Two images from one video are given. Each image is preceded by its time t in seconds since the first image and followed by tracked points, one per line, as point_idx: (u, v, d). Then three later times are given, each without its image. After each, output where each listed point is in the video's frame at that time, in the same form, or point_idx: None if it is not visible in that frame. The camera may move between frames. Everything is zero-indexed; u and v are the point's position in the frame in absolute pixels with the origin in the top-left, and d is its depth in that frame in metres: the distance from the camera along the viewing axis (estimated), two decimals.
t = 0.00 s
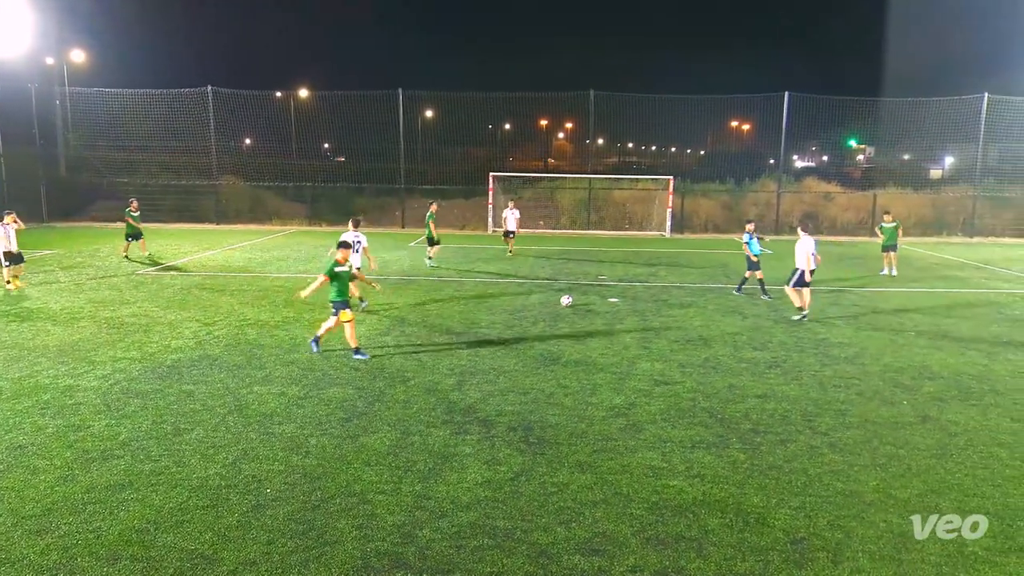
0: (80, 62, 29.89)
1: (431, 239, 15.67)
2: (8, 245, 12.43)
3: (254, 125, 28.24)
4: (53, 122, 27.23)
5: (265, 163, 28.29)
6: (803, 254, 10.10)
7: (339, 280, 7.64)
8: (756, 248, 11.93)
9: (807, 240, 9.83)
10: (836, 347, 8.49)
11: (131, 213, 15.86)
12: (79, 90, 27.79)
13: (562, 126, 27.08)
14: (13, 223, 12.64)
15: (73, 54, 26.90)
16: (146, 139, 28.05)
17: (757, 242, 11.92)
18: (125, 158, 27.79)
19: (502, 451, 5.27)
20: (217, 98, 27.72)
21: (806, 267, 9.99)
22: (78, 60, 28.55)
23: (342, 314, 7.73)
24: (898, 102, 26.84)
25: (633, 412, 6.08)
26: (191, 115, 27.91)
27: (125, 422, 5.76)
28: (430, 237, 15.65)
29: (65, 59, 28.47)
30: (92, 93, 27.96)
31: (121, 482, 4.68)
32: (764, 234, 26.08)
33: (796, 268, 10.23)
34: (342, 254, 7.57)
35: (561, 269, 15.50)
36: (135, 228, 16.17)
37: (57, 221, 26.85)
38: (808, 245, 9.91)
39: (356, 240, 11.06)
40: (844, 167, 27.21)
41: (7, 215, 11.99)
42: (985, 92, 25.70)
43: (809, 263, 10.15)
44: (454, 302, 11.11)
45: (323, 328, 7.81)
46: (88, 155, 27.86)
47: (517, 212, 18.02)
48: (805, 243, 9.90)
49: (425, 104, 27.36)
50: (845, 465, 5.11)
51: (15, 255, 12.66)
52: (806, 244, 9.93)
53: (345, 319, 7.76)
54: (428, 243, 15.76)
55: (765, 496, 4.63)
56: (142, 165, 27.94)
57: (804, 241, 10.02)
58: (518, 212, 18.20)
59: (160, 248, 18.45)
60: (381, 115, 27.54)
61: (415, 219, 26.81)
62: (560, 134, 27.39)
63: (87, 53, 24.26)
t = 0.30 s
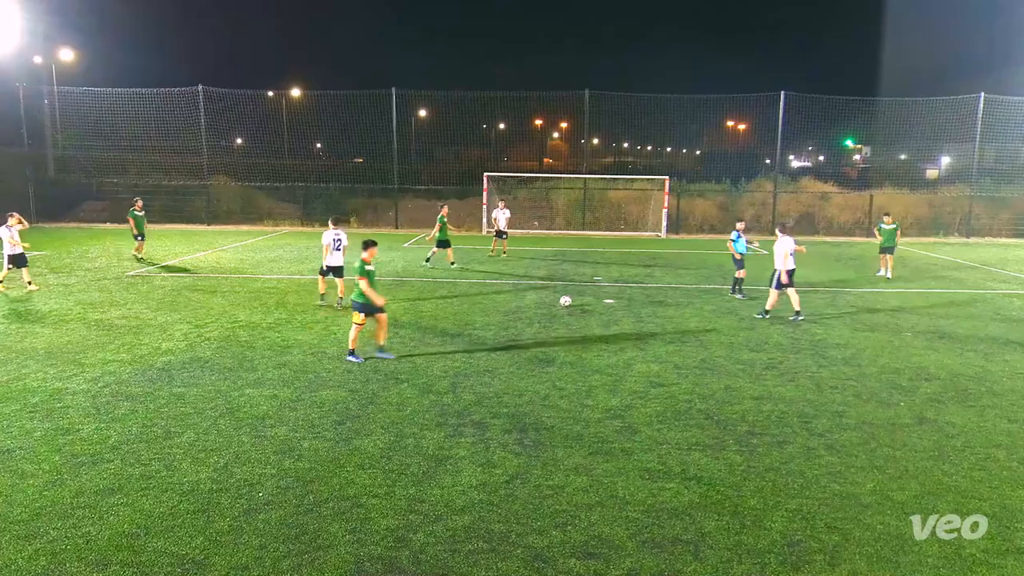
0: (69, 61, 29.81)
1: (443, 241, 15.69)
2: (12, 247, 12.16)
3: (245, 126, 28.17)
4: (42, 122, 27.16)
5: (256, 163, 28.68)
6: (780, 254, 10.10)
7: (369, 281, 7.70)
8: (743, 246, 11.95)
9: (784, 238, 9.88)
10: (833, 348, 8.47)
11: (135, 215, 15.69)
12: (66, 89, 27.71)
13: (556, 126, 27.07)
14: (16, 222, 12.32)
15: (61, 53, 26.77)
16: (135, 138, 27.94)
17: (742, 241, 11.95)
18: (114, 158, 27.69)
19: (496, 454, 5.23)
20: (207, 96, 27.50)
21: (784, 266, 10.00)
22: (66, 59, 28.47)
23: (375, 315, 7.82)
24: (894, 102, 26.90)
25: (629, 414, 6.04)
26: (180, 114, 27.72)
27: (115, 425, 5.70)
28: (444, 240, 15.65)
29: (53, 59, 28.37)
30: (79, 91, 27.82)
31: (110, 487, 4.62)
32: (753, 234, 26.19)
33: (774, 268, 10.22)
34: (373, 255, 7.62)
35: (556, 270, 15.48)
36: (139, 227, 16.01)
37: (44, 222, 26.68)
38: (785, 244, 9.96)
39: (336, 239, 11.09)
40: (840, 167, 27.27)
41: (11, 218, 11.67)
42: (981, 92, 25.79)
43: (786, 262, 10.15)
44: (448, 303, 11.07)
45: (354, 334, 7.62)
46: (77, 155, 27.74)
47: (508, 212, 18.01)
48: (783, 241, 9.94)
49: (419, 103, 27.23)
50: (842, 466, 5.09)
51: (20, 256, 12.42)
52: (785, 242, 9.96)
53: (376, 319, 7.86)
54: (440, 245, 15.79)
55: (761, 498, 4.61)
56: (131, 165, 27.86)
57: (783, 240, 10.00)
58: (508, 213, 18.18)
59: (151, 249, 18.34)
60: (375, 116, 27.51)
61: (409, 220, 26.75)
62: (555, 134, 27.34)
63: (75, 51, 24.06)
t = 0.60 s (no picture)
0: (58, 61, 29.70)
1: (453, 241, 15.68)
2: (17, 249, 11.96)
3: (237, 125, 28.10)
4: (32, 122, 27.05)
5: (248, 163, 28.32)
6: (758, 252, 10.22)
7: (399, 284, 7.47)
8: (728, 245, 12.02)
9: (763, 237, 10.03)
10: (829, 349, 8.48)
11: (140, 216, 15.50)
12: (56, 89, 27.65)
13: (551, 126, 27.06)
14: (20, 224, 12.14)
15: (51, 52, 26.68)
16: (125, 138, 27.86)
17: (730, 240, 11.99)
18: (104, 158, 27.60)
19: (491, 456, 5.19)
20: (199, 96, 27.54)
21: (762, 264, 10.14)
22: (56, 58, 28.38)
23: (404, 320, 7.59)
24: (890, 102, 26.93)
25: (624, 416, 6.02)
26: (171, 114, 27.66)
27: (106, 428, 5.65)
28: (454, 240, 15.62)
29: (42, 58, 28.27)
30: (69, 91, 27.76)
31: (101, 490, 4.57)
32: (745, 235, 26.38)
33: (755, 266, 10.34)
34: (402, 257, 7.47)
35: (551, 270, 15.45)
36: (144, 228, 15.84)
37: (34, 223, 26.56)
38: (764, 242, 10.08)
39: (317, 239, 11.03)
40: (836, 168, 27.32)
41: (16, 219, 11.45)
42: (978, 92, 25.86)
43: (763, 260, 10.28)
44: (442, 304, 11.05)
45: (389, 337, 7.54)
46: (67, 155, 27.64)
47: (497, 212, 17.99)
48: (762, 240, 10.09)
49: (413, 103, 27.29)
50: (838, 467, 5.08)
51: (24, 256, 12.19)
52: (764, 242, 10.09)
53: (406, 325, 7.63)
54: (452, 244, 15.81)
55: (757, 500, 4.59)
56: (122, 164, 27.76)
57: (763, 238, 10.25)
58: (498, 213, 18.17)
59: (142, 249, 18.25)
60: (370, 116, 27.49)
61: (404, 220, 26.71)
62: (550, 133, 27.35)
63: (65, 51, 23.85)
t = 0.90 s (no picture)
0: (48, 59, 29.64)
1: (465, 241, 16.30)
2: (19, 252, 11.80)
3: (229, 125, 28.03)
4: (22, 122, 26.94)
5: (239, 164, 28.11)
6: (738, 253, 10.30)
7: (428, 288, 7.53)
8: (713, 245, 12.10)
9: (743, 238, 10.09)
10: (824, 349, 8.48)
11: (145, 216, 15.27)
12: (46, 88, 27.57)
13: (545, 126, 27.14)
14: (24, 228, 12.01)
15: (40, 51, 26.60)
16: (116, 138, 27.79)
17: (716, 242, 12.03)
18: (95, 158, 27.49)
19: (485, 458, 5.16)
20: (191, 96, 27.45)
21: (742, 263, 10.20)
22: (45, 58, 28.29)
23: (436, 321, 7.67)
24: (885, 102, 27.01)
25: (619, 417, 6.00)
26: (161, 114, 27.56)
27: (96, 431, 5.60)
28: (465, 240, 16.29)
29: (33, 58, 28.20)
30: (59, 90, 27.67)
31: (92, 493, 4.53)
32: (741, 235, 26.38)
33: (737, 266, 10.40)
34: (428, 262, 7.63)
35: (546, 271, 15.42)
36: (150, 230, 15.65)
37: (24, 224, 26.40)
38: (743, 242, 10.16)
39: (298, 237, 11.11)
40: (832, 168, 27.37)
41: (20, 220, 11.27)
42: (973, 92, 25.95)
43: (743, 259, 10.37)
44: (436, 305, 10.99)
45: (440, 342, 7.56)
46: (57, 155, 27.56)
47: (491, 213, 17.97)
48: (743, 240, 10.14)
49: (407, 103, 27.29)
50: (834, 468, 5.06)
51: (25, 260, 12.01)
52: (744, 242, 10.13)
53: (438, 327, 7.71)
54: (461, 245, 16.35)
55: (753, 502, 4.56)
56: (113, 165, 27.68)
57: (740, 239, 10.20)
58: (492, 213, 18.15)
59: (133, 251, 18.15)
60: (364, 115, 27.47)
61: (398, 220, 26.66)
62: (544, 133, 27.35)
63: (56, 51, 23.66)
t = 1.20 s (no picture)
0: (39, 58, 29.53)
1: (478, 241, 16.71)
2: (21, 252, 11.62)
3: (222, 125, 27.97)
4: (13, 121, 26.82)
5: (233, 163, 28.31)
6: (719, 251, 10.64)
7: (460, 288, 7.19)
8: (701, 246, 11.95)
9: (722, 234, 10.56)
10: (819, 349, 8.49)
11: (154, 217, 15.09)
12: (37, 88, 27.49)
13: (540, 126, 27.40)
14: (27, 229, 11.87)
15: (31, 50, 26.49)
16: (108, 138, 27.74)
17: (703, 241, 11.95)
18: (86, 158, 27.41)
19: (480, 459, 5.16)
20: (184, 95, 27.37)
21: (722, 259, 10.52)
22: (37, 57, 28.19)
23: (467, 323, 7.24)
24: (879, 102, 27.11)
25: (614, 417, 6.00)
26: (153, 114, 27.46)
27: (88, 432, 5.57)
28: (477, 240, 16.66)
29: (24, 57, 28.11)
30: (50, 90, 27.58)
31: (84, 495, 4.50)
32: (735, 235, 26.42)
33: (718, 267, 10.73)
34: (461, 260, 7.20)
35: (541, 271, 15.42)
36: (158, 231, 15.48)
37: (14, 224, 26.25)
38: (721, 241, 10.63)
39: (285, 233, 11.63)
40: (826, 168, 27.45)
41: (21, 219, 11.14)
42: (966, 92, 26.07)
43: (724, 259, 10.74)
44: (430, 306, 10.98)
45: (452, 342, 7.22)
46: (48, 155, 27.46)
47: (488, 213, 17.94)
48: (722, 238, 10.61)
49: (401, 103, 27.28)
50: (829, 468, 5.07)
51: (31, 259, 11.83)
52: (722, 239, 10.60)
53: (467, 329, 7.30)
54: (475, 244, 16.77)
55: (748, 502, 4.56)
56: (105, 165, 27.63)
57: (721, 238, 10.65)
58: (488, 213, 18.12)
59: (126, 251, 18.07)
60: (358, 115, 27.43)
61: (393, 220, 26.60)
62: (539, 133, 27.45)
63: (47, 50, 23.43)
